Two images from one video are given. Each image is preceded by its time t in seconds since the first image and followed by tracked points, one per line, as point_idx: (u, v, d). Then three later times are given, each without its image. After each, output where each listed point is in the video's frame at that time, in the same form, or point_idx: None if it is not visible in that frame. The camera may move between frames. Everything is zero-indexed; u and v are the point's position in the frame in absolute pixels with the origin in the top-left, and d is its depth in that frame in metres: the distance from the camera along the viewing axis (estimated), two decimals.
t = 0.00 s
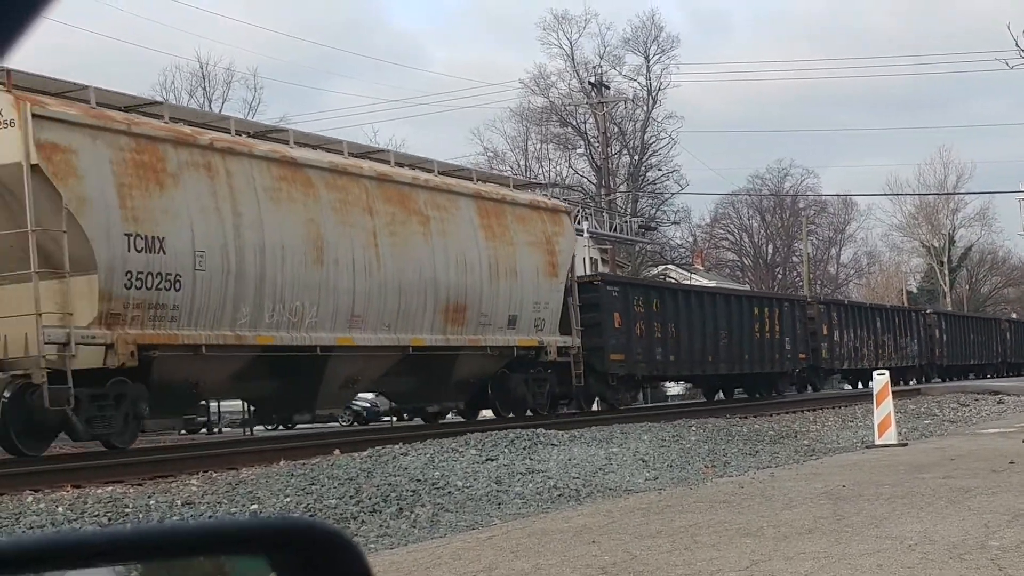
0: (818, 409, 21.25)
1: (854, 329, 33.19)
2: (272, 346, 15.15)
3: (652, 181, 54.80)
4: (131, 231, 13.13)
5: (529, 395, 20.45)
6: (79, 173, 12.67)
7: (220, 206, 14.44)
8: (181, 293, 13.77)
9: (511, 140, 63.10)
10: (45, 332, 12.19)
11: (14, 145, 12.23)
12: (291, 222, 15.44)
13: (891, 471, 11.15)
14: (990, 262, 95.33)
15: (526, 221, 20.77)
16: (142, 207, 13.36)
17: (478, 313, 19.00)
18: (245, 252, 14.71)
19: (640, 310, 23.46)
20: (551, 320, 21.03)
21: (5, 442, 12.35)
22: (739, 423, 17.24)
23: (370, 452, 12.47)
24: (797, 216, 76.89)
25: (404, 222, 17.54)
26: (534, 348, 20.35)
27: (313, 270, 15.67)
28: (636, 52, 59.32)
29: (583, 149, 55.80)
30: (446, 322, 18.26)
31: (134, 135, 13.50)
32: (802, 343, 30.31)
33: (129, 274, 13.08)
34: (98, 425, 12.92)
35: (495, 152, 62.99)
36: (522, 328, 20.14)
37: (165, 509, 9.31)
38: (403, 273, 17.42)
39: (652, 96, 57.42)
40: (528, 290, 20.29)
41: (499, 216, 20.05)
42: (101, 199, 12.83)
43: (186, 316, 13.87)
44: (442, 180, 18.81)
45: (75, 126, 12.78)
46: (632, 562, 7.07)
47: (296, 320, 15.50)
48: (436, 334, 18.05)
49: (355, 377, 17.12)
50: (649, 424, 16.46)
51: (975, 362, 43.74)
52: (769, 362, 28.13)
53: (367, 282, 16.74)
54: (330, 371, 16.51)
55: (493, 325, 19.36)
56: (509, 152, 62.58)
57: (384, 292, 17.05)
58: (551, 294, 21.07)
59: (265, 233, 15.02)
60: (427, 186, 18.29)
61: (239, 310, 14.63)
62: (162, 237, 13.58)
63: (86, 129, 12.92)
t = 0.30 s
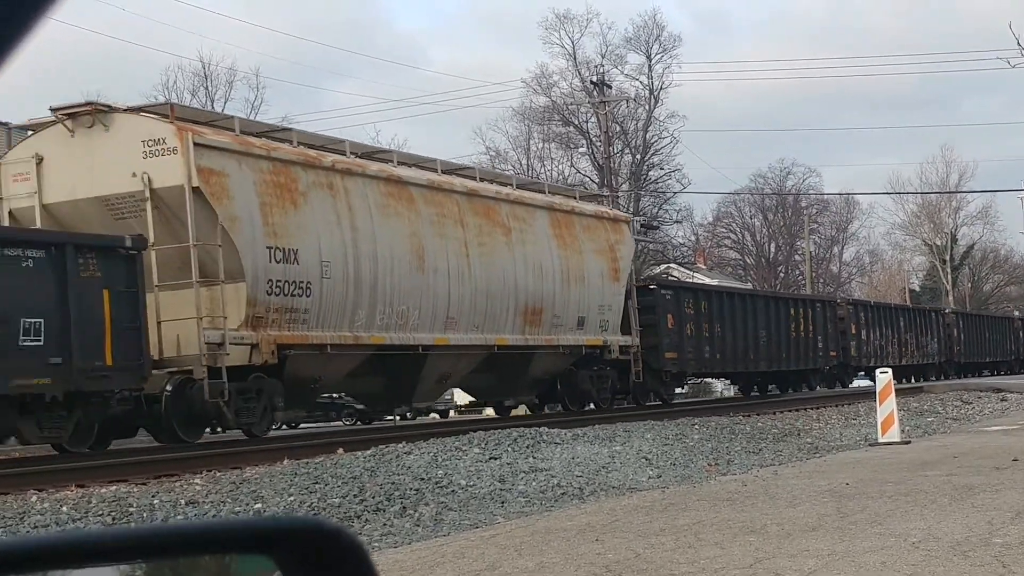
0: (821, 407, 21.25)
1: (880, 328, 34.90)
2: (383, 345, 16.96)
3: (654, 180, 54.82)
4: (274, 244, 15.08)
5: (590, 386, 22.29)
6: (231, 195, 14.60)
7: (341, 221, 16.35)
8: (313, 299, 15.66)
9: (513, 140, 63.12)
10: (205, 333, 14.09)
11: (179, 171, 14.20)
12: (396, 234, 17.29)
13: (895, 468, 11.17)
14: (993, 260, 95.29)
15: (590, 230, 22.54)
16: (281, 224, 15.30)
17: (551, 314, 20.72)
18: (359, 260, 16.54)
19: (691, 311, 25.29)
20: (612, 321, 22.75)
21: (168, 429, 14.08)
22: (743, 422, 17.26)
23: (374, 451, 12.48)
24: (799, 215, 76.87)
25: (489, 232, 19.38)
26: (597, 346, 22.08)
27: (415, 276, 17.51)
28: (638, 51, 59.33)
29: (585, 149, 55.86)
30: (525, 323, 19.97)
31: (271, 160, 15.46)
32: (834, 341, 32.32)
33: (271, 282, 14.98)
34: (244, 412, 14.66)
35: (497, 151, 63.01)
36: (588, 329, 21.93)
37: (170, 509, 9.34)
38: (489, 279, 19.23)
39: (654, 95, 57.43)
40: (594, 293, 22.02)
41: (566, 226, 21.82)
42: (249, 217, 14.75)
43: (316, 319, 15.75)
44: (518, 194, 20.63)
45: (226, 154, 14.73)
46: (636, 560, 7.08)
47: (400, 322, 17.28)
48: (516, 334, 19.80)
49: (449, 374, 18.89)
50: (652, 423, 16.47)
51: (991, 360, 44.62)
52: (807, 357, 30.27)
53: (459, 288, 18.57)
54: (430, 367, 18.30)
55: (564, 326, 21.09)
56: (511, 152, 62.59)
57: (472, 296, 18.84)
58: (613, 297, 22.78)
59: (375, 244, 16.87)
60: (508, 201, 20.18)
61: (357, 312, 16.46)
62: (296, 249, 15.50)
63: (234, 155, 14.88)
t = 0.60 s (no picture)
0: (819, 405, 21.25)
1: (901, 326, 36.30)
2: (470, 344, 18.04)
3: (652, 178, 54.80)
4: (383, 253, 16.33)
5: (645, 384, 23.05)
6: (347, 210, 15.86)
7: (435, 232, 17.54)
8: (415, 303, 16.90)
9: (511, 138, 63.11)
10: (324, 334, 15.34)
11: (300, 187, 15.49)
12: (481, 243, 18.43)
13: (894, 467, 11.17)
14: (991, 258, 95.32)
15: (644, 236, 23.58)
16: (386, 235, 16.53)
17: (613, 315, 21.79)
18: (450, 266, 17.71)
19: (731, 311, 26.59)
20: (665, 321, 23.77)
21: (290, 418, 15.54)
22: (741, 420, 17.26)
23: (372, 449, 12.48)
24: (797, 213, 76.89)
25: (559, 240, 20.50)
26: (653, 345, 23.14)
27: (498, 281, 18.66)
28: (636, 49, 59.29)
29: (583, 147, 55.86)
30: (591, 324, 21.05)
31: (377, 177, 16.74)
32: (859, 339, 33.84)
33: (379, 287, 16.18)
34: (354, 405, 16.03)
35: (494, 149, 62.96)
36: (643, 329, 22.94)
37: (168, 508, 9.33)
38: (559, 283, 20.32)
39: (651, 93, 57.41)
40: (650, 295, 23.11)
41: (624, 232, 22.91)
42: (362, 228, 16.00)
43: (416, 321, 16.97)
44: (581, 203, 21.76)
45: (341, 172, 16.03)
46: (635, 559, 7.08)
47: (485, 324, 18.42)
48: (583, 334, 20.88)
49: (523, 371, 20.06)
50: (651, 421, 16.48)
51: (1003, 358, 45.96)
52: (834, 354, 31.79)
53: (534, 292, 19.69)
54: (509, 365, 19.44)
55: (625, 326, 22.18)
56: (509, 150, 62.53)
57: (546, 299, 19.94)
58: (664, 299, 23.85)
59: (463, 252, 18.03)
60: (573, 210, 21.31)
61: (449, 315, 17.64)
62: (400, 258, 16.73)
63: (347, 173, 16.19)
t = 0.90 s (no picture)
0: (817, 400, 21.26)
1: (917, 323, 37.51)
2: (539, 340, 19.49)
3: (649, 174, 54.80)
4: (469, 258, 17.94)
5: (688, 375, 24.94)
6: (437, 220, 17.43)
7: (508, 237, 19.04)
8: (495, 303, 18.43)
9: (508, 133, 63.09)
10: (417, 330, 17.07)
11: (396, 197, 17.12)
12: (548, 247, 19.91)
13: (890, 461, 11.17)
14: (987, 254, 95.41)
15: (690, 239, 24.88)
16: (469, 241, 18.07)
17: (663, 314, 23.13)
18: (522, 268, 19.17)
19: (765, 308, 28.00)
20: (708, 319, 25.06)
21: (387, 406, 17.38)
22: (738, 415, 17.27)
23: (369, 444, 12.48)
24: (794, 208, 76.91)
25: (616, 244, 21.90)
26: (695, 342, 24.45)
27: (563, 282, 20.10)
28: (633, 45, 59.27)
29: (579, 142, 55.84)
30: (644, 321, 22.41)
31: (461, 188, 18.32)
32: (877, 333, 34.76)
33: (464, 288, 17.72)
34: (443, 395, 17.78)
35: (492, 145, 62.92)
36: (688, 325, 24.28)
37: (165, 503, 9.31)
38: (616, 283, 21.71)
39: (648, 88, 57.41)
40: (695, 293, 24.44)
41: (672, 236, 24.26)
42: (450, 235, 17.60)
43: (496, 320, 18.50)
44: (634, 209, 23.18)
45: (432, 184, 17.65)
46: (632, 553, 7.08)
47: (550, 321, 19.84)
48: (636, 330, 22.25)
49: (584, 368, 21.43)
50: (649, 417, 16.49)
51: (1000, 354, 46.09)
52: (855, 348, 32.83)
53: (594, 292, 21.10)
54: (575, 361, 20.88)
55: (673, 324, 23.52)
56: (506, 145, 62.50)
57: (604, 298, 21.33)
58: (707, 297, 25.16)
59: (533, 256, 19.50)
60: (627, 215, 22.72)
61: (521, 314, 19.10)
62: (481, 261, 18.26)
63: (435, 186, 17.77)
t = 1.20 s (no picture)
0: (813, 400, 21.27)
1: (928, 323, 38.87)
2: (598, 338, 20.88)
3: (645, 173, 54.77)
4: (540, 265, 19.36)
5: (727, 373, 26.50)
6: (511, 229, 18.87)
7: (570, 244, 20.50)
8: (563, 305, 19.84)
9: (505, 132, 63.05)
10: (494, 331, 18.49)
11: (474, 210, 18.55)
12: (604, 252, 21.35)
13: (886, 460, 11.18)
14: (984, 252, 95.50)
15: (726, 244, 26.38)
16: (538, 247, 19.50)
17: (704, 314, 24.59)
18: (583, 272, 20.62)
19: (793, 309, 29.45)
20: (741, 320, 26.52)
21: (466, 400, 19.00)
22: (735, 414, 17.28)
23: (366, 444, 12.48)
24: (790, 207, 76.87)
25: (663, 248, 23.38)
26: (732, 341, 25.86)
27: (619, 285, 21.54)
28: (629, 43, 59.22)
29: (576, 141, 55.81)
30: (688, 321, 23.87)
31: (530, 200, 19.76)
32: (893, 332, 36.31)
33: (534, 291, 19.13)
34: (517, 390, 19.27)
35: (488, 144, 62.88)
36: (725, 325, 25.72)
37: (162, 502, 9.31)
38: (662, 284, 23.12)
39: (644, 87, 57.42)
40: (731, 295, 25.93)
41: (710, 242, 25.75)
42: (523, 244, 19.02)
43: (563, 320, 19.92)
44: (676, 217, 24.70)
45: (507, 197, 19.09)
46: (629, 553, 7.08)
47: (607, 321, 21.25)
48: (680, 329, 23.66)
49: (634, 364, 22.82)
50: (646, 416, 16.51)
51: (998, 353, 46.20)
52: (875, 346, 34.43)
53: (644, 293, 22.52)
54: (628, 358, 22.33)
55: (713, 324, 24.98)
56: (503, 145, 62.48)
57: (653, 300, 22.75)
58: (742, 298, 26.65)
59: (592, 260, 20.94)
60: (670, 222, 24.20)
61: (583, 315, 20.55)
62: (549, 266, 19.68)
63: (509, 198, 19.21)
